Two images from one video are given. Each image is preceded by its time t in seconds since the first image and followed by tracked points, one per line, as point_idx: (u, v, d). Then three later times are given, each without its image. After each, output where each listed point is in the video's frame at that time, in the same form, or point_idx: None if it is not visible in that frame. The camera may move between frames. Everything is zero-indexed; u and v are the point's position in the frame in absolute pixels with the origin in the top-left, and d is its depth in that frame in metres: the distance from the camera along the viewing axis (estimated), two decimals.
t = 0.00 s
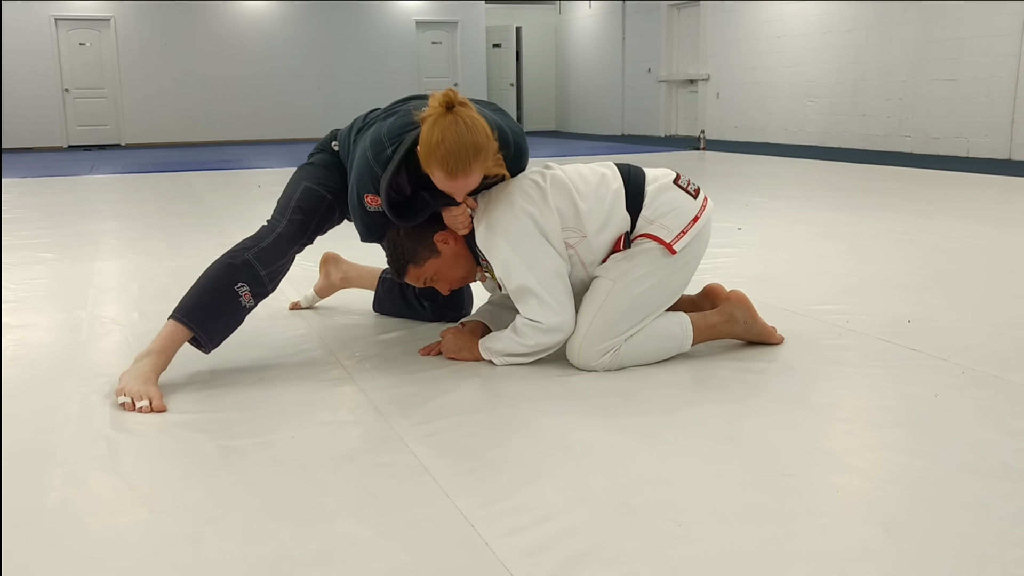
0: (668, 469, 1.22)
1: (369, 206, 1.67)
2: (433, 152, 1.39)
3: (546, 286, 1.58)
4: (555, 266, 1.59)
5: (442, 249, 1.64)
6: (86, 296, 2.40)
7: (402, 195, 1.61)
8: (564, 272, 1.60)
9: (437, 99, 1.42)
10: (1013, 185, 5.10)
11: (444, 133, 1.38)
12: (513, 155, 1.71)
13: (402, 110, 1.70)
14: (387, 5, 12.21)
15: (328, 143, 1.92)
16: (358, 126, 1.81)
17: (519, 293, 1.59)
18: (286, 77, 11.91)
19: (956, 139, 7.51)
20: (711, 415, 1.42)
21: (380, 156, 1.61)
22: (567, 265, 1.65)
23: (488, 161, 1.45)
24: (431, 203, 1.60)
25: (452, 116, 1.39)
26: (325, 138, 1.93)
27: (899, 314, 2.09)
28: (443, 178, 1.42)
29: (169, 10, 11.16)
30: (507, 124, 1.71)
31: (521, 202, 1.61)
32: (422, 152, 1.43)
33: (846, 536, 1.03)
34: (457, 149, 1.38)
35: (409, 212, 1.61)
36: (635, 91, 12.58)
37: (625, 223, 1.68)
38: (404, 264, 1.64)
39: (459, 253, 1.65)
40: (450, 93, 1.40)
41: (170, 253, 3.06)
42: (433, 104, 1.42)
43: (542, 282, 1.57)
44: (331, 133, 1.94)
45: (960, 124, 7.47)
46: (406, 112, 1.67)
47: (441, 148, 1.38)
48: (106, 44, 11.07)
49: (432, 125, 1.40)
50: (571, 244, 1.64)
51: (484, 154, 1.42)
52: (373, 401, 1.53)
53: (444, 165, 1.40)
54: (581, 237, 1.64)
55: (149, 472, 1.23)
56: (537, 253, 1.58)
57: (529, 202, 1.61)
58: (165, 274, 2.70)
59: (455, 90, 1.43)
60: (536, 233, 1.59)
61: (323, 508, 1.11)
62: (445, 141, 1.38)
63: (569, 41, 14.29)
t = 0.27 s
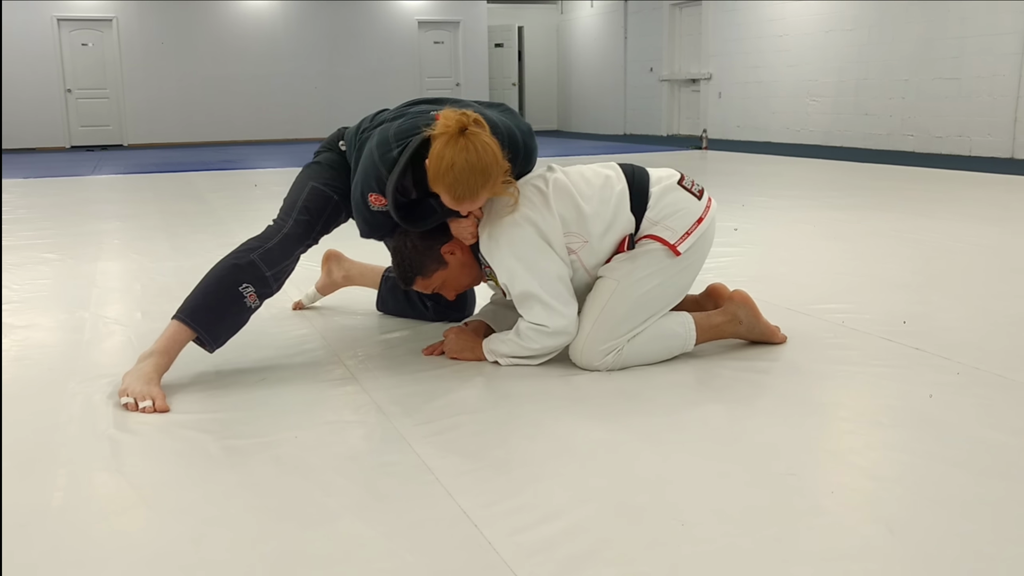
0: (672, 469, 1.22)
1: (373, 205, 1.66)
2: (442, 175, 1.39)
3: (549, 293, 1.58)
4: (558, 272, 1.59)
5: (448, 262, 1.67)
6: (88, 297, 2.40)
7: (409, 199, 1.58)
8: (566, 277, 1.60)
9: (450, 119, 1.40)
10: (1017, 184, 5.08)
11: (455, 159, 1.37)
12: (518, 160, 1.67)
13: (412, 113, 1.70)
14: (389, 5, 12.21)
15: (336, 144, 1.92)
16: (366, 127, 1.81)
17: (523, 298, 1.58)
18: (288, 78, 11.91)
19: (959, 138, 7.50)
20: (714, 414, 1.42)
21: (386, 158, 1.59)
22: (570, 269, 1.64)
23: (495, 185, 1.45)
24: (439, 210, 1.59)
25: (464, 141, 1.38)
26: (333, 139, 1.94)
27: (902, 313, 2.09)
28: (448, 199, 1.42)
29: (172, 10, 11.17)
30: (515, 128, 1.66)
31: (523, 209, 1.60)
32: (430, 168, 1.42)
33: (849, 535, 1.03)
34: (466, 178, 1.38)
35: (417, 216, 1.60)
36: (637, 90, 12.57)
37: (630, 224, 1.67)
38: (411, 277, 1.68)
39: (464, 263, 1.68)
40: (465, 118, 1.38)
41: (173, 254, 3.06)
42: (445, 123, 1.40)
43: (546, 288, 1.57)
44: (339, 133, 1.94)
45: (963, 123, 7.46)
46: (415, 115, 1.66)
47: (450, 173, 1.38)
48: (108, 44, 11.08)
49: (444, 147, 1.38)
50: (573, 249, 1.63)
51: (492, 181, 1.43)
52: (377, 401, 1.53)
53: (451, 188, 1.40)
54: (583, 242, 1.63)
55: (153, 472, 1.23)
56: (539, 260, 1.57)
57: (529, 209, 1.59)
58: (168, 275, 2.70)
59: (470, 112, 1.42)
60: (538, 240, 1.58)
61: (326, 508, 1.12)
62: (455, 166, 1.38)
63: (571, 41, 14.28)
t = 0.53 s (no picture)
0: (677, 469, 1.22)
1: (377, 205, 1.67)
2: (454, 137, 1.39)
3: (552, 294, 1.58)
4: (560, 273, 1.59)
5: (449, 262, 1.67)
6: (92, 298, 2.40)
7: (415, 201, 1.59)
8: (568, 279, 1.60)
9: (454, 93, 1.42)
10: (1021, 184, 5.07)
11: (466, 116, 1.38)
12: (528, 151, 1.67)
13: (414, 113, 1.71)
14: (392, 6, 12.22)
15: (342, 143, 1.92)
16: (368, 127, 1.81)
17: (527, 301, 1.58)
18: (292, 80, 11.93)
19: (963, 138, 7.48)
20: (718, 415, 1.42)
21: (393, 160, 1.61)
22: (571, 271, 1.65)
23: (509, 149, 1.44)
24: (442, 214, 1.58)
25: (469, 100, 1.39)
26: (338, 139, 1.94)
27: (906, 313, 2.09)
28: (467, 163, 1.40)
29: (176, 12, 11.19)
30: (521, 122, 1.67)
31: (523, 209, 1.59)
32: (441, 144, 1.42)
33: (854, 536, 1.03)
34: (479, 130, 1.38)
35: (420, 219, 1.59)
36: (641, 91, 12.57)
37: (627, 225, 1.67)
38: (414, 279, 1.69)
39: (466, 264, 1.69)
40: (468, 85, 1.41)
41: (177, 254, 3.07)
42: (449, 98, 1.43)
43: (549, 289, 1.57)
44: (345, 133, 1.94)
45: (967, 123, 7.44)
46: (419, 114, 1.67)
47: (462, 132, 1.38)
48: (113, 46, 11.10)
49: (453, 111, 1.40)
50: (574, 250, 1.64)
51: (505, 139, 1.42)
52: (380, 402, 1.53)
53: (466, 146, 1.38)
54: (583, 244, 1.64)
55: (156, 472, 1.23)
56: (541, 261, 1.57)
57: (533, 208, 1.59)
58: (172, 275, 2.71)
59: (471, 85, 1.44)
60: (540, 241, 1.58)
61: (330, 508, 1.12)
62: (466, 125, 1.38)
63: (575, 42, 14.28)
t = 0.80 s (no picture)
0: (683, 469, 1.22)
1: (378, 198, 1.67)
2: (457, 101, 1.41)
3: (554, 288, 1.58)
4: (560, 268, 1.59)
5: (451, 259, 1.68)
6: (97, 298, 2.41)
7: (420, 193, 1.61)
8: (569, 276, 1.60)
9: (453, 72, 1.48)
10: None
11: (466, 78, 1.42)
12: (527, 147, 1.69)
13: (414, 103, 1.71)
14: (396, 7, 12.23)
15: (341, 143, 1.92)
16: (366, 122, 1.81)
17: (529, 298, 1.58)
18: (296, 80, 11.94)
19: (968, 139, 7.47)
20: (724, 416, 1.42)
21: (399, 151, 1.62)
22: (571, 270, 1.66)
23: (511, 118, 1.46)
24: (446, 212, 1.60)
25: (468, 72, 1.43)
26: (337, 139, 1.94)
27: (912, 314, 2.08)
28: (472, 125, 1.40)
29: (181, 12, 11.22)
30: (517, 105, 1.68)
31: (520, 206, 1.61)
32: (445, 116, 1.44)
33: (861, 537, 1.02)
34: (480, 91, 1.40)
35: (425, 212, 1.61)
36: (645, 91, 12.56)
37: (622, 228, 1.67)
38: (416, 275, 1.69)
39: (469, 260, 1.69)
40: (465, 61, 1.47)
41: (182, 255, 3.08)
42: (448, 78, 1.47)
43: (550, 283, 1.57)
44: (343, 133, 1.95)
45: (972, 123, 7.42)
46: (416, 104, 1.67)
47: (464, 94, 1.40)
48: (118, 47, 11.12)
49: (454, 80, 1.44)
50: (574, 249, 1.66)
51: (507, 106, 1.44)
52: (386, 401, 1.53)
53: (469, 108, 1.40)
54: (583, 244, 1.65)
55: (163, 471, 1.24)
56: (541, 257, 1.58)
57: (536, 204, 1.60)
58: (178, 275, 2.71)
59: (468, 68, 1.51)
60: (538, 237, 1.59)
61: (337, 508, 1.12)
62: (468, 86, 1.41)
63: (579, 42, 14.28)
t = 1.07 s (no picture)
0: (683, 471, 1.22)
1: (376, 200, 1.68)
2: (470, 117, 1.40)
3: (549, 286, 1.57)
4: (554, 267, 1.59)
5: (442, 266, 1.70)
6: (100, 299, 2.41)
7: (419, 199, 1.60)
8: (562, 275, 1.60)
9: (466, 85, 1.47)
10: None
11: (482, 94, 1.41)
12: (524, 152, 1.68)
13: (420, 109, 1.70)
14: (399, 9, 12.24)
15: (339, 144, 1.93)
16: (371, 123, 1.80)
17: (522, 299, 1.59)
18: (299, 82, 11.97)
19: (971, 141, 7.45)
20: (725, 419, 1.42)
21: (402, 157, 1.62)
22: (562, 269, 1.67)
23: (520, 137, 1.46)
24: (440, 224, 1.60)
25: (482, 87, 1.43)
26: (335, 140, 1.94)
27: (914, 316, 2.08)
28: (482, 144, 1.41)
29: (184, 14, 11.24)
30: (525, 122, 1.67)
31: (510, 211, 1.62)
32: (455, 130, 1.44)
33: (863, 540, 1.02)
34: (494, 110, 1.40)
35: (419, 220, 1.62)
36: (647, 93, 12.57)
37: (608, 228, 1.67)
38: (405, 282, 1.69)
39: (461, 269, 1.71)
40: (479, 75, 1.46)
41: (185, 256, 3.08)
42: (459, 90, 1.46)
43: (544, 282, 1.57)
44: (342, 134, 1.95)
45: (975, 126, 7.41)
46: (427, 110, 1.66)
47: (477, 112, 1.40)
48: (121, 48, 11.16)
49: (467, 94, 1.43)
50: (565, 250, 1.66)
51: (518, 125, 1.44)
52: (387, 403, 1.53)
53: (481, 127, 1.40)
54: (572, 244, 1.66)
55: (166, 473, 1.24)
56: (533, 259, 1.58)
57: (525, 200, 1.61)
58: (181, 276, 2.72)
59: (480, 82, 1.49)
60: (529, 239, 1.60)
61: (339, 510, 1.12)
62: (482, 104, 1.41)
63: (581, 44, 14.28)
